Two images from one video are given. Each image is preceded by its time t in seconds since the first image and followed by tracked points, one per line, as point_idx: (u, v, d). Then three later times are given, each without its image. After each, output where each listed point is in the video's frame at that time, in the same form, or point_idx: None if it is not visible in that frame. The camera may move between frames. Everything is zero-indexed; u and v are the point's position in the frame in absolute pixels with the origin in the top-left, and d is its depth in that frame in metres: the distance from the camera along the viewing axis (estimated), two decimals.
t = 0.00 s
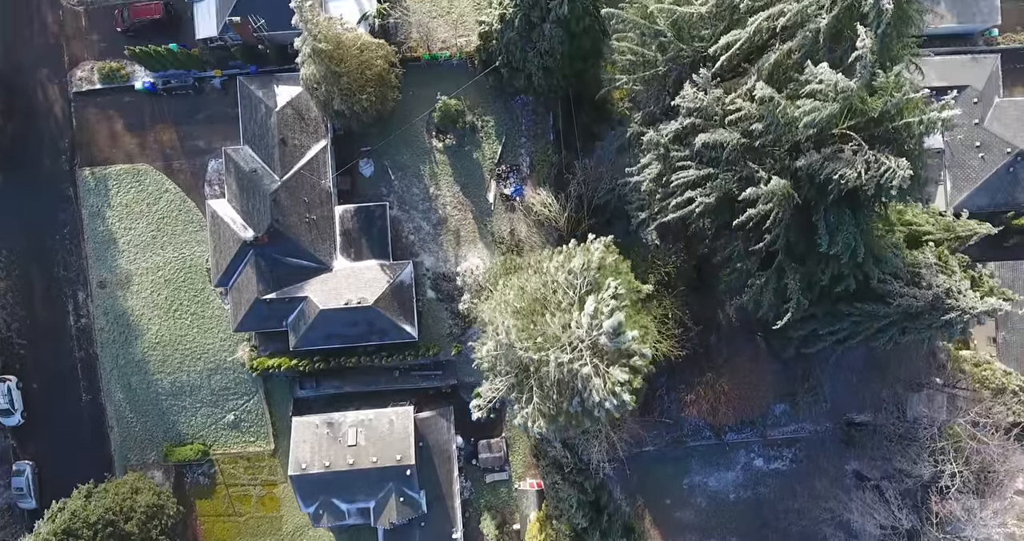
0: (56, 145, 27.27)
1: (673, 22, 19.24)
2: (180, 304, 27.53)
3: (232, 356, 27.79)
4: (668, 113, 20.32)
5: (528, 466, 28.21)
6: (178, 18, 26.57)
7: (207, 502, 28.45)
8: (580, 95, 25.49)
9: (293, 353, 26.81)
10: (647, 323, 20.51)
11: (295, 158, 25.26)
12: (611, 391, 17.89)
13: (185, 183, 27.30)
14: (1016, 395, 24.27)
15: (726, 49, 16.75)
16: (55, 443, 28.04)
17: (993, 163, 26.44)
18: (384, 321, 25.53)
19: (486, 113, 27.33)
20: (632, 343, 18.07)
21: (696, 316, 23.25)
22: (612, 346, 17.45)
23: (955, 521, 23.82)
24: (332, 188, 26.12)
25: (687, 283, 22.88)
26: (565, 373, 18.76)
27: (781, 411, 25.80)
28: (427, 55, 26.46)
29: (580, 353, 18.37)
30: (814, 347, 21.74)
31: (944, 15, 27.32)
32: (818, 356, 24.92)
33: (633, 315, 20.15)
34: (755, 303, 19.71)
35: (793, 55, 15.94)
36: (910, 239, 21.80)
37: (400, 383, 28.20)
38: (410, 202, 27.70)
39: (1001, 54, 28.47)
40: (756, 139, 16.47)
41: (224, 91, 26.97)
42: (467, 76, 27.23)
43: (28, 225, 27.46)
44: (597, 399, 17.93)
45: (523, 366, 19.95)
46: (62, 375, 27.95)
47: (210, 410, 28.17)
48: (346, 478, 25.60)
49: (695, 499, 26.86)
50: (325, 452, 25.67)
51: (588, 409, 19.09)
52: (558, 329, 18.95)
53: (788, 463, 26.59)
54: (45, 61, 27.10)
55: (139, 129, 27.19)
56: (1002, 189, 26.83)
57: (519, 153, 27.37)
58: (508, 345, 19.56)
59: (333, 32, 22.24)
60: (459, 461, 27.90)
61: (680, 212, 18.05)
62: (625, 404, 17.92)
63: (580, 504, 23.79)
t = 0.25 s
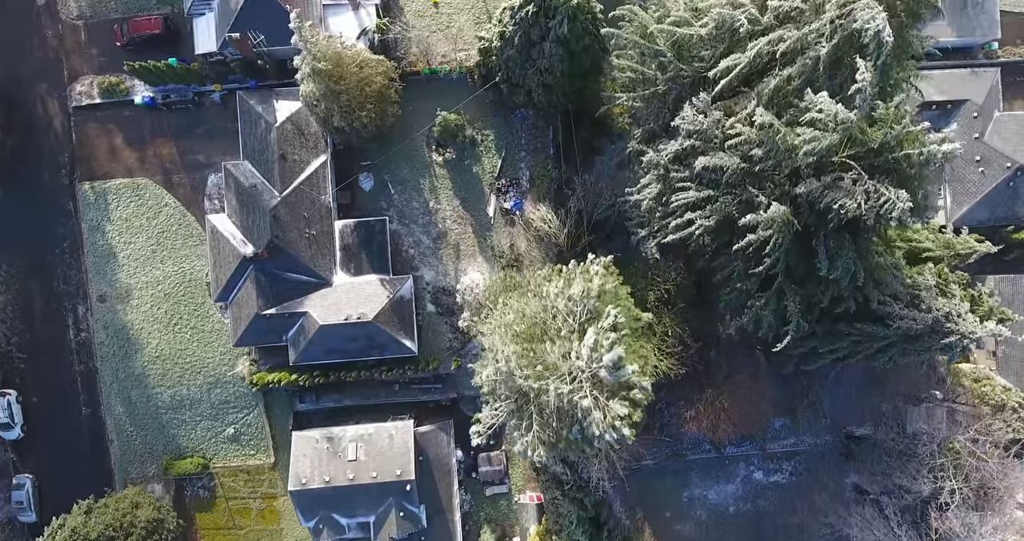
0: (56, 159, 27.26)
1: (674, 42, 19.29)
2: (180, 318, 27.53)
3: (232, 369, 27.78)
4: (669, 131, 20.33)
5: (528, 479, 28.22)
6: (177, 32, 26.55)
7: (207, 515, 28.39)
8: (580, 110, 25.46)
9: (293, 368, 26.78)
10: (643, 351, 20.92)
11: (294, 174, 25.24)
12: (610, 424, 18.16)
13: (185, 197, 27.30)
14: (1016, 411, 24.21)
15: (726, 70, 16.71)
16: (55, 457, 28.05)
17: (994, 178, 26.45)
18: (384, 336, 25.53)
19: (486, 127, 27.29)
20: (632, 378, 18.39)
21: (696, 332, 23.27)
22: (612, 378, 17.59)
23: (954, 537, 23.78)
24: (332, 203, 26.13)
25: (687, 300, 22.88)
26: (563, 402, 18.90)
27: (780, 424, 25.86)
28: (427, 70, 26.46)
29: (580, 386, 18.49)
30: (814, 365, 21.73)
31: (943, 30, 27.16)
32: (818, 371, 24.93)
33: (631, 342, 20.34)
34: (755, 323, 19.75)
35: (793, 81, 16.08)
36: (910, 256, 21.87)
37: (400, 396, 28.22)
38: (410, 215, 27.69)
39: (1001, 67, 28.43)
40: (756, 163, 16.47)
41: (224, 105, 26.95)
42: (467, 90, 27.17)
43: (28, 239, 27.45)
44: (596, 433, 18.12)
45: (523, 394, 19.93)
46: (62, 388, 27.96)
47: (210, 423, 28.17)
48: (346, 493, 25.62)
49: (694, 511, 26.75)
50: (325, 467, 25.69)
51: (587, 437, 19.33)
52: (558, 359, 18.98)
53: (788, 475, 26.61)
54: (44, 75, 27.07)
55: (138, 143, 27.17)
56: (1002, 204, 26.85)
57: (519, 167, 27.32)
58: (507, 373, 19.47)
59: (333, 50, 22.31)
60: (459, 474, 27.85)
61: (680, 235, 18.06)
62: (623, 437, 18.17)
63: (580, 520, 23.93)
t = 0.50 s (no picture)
0: (56, 173, 27.26)
1: (673, 62, 19.29)
2: (180, 333, 27.55)
3: (232, 383, 27.78)
4: (669, 150, 20.32)
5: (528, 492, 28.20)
6: (177, 47, 26.53)
7: (207, 528, 28.34)
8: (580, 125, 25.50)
9: (293, 383, 26.77)
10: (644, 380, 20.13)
11: (294, 190, 25.22)
12: (610, 458, 18.00)
13: (185, 211, 27.30)
14: (1017, 429, 24.26)
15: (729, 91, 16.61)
16: (55, 470, 28.07)
17: (993, 193, 26.38)
18: (384, 351, 25.51)
19: (486, 141, 27.27)
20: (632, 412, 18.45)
21: (695, 349, 23.29)
22: (613, 413, 17.49)
23: None
24: (332, 217, 26.11)
25: (687, 317, 22.90)
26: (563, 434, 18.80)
27: (781, 438, 25.85)
28: (427, 84, 26.43)
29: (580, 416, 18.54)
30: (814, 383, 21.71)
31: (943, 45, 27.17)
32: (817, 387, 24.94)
33: (630, 373, 19.55)
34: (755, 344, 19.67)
35: (793, 108, 16.20)
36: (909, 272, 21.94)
37: (400, 409, 28.21)
38: (409, 229, 27.66)
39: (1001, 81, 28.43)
40: (755, 189, 16.47)
41: (224, 119, 26.94)
42: (468, 105, 27.16)
43: (28, 253, 27.47)
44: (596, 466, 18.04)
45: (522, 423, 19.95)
46: (62, 402, 27.97)
47: (210, 437, 28.16)
48: (346, 508, 25.65)
49: (694, 525, 26.66)
50: (325, 482, 25.72)
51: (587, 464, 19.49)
52: (558, 388, 18.94)
53: (788, 488, 26.47)
54: (44, 89, 27.04)
55: (138, 157, 27.16)
56: (1002, 219, 26.74)
57: (519, 182, 27.36)
58: (506, 401, 19.36)
59: (332, 69, 22.44)
60: (458, 488, 27.80)
61: (681, 258, 18.08)
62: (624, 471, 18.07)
63: (580, 536, 23.99)
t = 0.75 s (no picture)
0: (56, 188, 27.22)
1: (674, 83, 19.30)
2: (180, 347, 27.54)
3: (231, 398, 27.76)
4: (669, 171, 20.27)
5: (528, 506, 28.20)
6: (177, 62, 26.48)
7: None
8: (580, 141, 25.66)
9: (293, 398, 26.77)
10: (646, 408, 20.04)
11: (294, 206, 25.25)
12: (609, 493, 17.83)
13: (184, 226, 27.26)
14: (1016, 447, 24.19)
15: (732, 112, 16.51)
16: (55, 485, 28.06)
17: (993, 209, 26.32)
18: (384, 367, 25.54)
19: (486, 156, 27.21)
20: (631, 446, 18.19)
21: (695, 367, 23.30)
22: (613, 448, 17.58)
23: None
24: (332, 233, 26.09)
25: (687, 336, 22.92)
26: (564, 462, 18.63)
27: (780, 453, 25.90)
28: (427, 99, 26.42)
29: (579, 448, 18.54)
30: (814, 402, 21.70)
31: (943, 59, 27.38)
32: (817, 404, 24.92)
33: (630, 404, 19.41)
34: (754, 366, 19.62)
35: (792, 137, 16.56)
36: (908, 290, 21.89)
37: (399, 423, 28.18)
38: (409, 244, 27.64)
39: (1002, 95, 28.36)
40: (755, 215, 16.49)
41: (223, 134, 26.91)
42: (468, 120, 27.12)
43: (28, 268, 27.44)
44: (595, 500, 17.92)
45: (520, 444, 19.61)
46: (62, 417, 27.96)
47: (210, 451, 28.14)
48: (346, 524, 25.70)
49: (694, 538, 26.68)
50: (325, 498, 25.75)
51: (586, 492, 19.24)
52: (558, 419, 18.90)
53: (788, 502, 26.52)
54: (43, 104, 26.97)
55: (138, 172, 27.11)
56: (1002, 234, 26.72)
57: (519, 197, 27.26)
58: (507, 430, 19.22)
59: (333, 88, 22.49)
60: (458, 502, 27.80)
61: (680, 281, 18.03)
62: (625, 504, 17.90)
63: None
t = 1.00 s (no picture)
0: (56, 203, 27.20)
1: (674, 105, 19.28)
2: (180, 362, 27.56)
3: (232, 412, 27.76)
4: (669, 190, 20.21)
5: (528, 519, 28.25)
6: (177, 78, 26.48)
7: None
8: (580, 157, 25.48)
9: (293, 413, 26.78)
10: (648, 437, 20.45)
11: (293, 222, 25.18)
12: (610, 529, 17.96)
13: (185, 241, 27.25)
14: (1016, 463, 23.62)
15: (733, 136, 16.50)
16: (55, 499, 28.08)
17: (993, 223, 26.34)
18: (384, 383, 25.56)
19: (486, 171, 27.20)
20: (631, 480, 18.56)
21: (695, 385, 23.32)
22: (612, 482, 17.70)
23: None
24: (332, 248, 26.12)
25: (686, 354, 22.99)
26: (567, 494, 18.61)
27: (780, 467, 25.93)
28: (427, 115, 26.41)
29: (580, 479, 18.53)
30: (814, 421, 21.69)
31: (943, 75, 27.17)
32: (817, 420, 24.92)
33: (630, 439, 19.73)
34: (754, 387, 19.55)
35: (791, 165, 16.74)
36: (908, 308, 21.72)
37: (399, 438, 28.16)
38: (409, 259, 27.64)
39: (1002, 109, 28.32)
40: (755, 241, 16.55)
41: (223, 150, 26.90)
42: (469, 135, 27.10)
43: (28, 283, 27.44)
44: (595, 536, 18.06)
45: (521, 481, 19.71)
46: (63, 432, 27.94)
47: (210, 465, 28.12)
48: None
49: None
50: (325, 514, 25.75)
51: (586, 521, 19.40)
52: (559, 449, 18.97)
53: (788, 515, 26.61)
54: (43, 119, 26.96)
55: (138, 187, 27.11)
56: (1002, 249, 26.73)
57: (518, 212, 27.27)
58: (507, 460, 19.26)
59: (332, 107, 22.50)
60: (458, 517, 27.78)
61: (680, 303, 18.05)
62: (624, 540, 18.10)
63: None
